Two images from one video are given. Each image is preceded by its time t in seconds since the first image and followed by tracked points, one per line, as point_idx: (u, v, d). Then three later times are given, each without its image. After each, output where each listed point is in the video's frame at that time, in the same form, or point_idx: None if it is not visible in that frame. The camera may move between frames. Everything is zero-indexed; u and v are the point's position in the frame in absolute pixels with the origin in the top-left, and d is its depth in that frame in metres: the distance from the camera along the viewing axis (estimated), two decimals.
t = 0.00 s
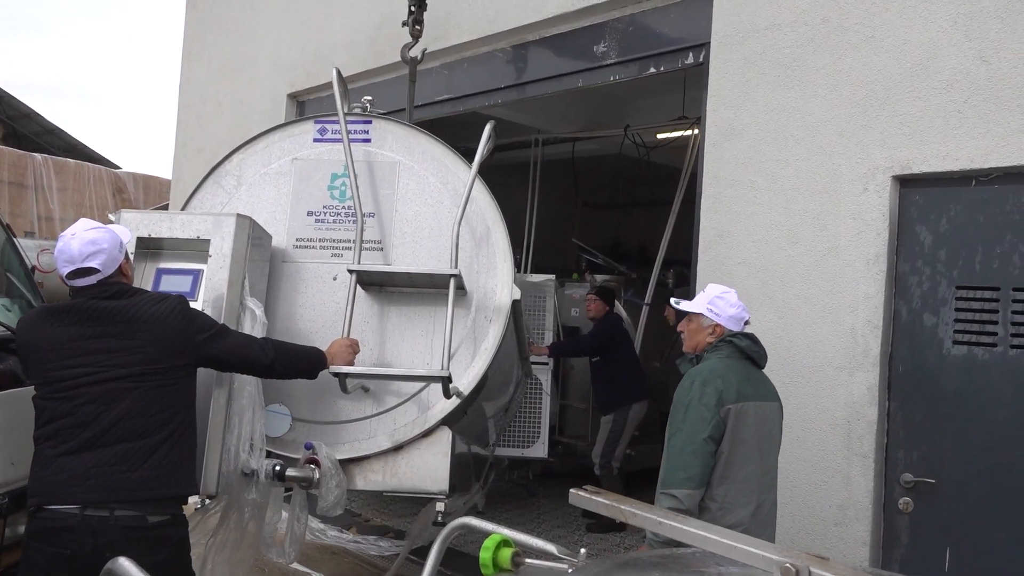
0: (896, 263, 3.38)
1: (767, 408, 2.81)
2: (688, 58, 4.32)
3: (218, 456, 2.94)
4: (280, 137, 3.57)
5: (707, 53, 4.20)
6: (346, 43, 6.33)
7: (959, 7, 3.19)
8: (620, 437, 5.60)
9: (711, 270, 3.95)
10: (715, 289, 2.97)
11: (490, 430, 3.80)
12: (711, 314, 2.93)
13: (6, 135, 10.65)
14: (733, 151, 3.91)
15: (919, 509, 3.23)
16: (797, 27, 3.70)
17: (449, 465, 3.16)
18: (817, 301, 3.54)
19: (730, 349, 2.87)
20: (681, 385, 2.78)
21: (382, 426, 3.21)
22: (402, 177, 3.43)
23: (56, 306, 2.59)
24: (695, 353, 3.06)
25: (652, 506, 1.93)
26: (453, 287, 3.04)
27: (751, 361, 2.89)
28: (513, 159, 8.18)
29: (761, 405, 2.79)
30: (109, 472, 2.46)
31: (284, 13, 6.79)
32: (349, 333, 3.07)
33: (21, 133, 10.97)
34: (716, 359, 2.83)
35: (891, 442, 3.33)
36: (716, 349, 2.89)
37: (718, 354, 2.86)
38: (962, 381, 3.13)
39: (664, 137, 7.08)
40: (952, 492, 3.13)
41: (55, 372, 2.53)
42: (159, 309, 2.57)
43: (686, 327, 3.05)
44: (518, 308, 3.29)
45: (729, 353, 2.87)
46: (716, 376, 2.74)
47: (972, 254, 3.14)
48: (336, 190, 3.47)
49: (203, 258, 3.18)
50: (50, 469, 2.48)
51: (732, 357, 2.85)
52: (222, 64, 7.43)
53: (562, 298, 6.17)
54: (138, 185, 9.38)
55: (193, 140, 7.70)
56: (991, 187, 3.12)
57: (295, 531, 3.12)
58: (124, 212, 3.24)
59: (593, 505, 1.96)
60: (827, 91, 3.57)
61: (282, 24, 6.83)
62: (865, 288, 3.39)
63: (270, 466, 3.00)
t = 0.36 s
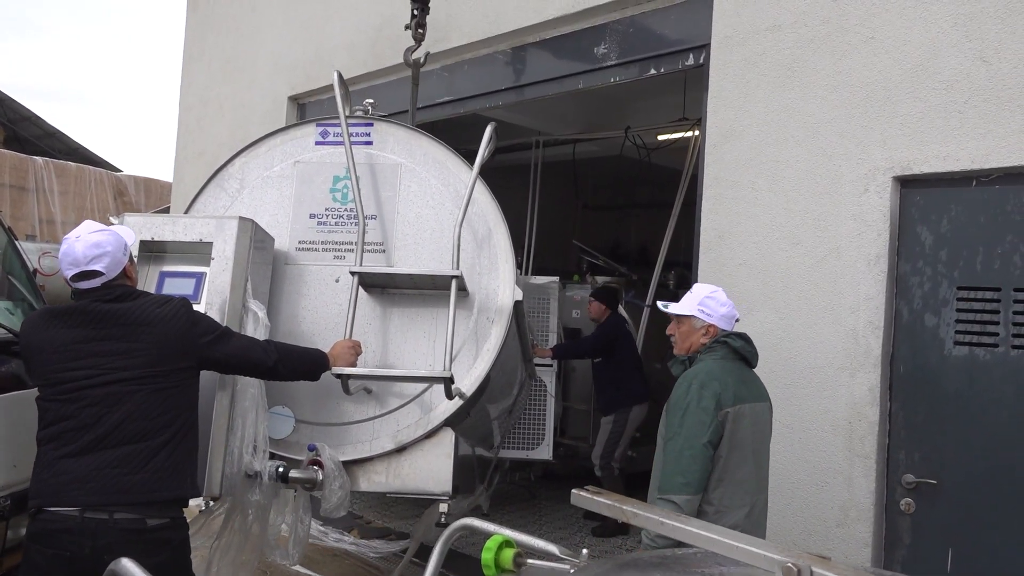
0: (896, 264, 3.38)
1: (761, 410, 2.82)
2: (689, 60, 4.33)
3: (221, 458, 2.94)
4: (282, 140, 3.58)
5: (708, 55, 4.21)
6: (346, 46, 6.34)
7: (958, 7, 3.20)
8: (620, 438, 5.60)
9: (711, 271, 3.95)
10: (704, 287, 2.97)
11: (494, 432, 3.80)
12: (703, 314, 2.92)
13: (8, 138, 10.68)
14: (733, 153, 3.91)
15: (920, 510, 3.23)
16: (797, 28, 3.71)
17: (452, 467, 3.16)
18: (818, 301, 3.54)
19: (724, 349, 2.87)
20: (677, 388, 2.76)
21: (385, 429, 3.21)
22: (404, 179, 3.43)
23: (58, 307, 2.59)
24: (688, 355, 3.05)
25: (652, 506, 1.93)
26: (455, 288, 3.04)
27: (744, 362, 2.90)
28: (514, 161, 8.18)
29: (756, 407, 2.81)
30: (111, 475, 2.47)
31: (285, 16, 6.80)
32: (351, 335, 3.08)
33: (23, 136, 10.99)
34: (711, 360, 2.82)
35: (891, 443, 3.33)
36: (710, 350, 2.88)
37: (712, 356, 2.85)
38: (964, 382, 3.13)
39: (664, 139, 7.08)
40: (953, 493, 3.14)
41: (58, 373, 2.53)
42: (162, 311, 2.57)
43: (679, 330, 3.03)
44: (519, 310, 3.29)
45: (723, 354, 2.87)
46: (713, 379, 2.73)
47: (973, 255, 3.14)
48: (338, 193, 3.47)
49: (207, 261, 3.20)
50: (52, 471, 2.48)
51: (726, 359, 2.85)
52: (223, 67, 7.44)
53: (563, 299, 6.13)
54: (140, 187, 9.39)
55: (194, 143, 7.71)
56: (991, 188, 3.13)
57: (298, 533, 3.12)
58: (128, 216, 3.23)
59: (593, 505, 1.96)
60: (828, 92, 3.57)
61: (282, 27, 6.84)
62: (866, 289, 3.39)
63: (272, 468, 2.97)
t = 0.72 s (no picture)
0: (897, 267, 3.38)
1: (758, 415, 2.84)
2: (690, 63, 4.34)
3: (226, 459, 2.95)
4: (286, 144, 3.59)
5: (709, 58, 4.22)
6: (348, 49, 6.36)
7: (959, 10, 3.21)
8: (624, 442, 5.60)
9: (712, 274, 3.95)
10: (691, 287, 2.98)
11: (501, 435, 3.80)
12: (690, 317, 2.93)
13: (9, 142, 10.69)
14: (734, 156, 3.92)
15: (921, 513, 3.23)
16: (797, 31, 3.72)
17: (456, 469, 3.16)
18: (819, 304, 3.54)
19: (712, 353, 2.85)
20: (665, 394, 2.77)
21: (390, 430, 3.22)
22: (408, 181, 3.44)
23: (62, 311, 2.60)
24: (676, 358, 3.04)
25: (653, 509, 1.94)
26: (458, 288, 3.05)
27: (734, 364, 2.88)
28: (515, 164, 8.19)
29: (750, 411, 2.83)
30: (117, 480, 2.48)
31: (287, 20, 6.82)
32: (355, 337, 3.10)
33: (25, 140, 11.00)
34: (699, 365, 2.81)
35: (893, 446, 3.32)
36: (698, 354, 2.86)
37: (700, 360, 2.84)
38: (965, 385, 3.14)
39: (665, 142, 7.09)
40: (954, 496, 3.14)
41: (63, 378, 2.54)
42: (167, 316, 2.58)
43: (666, 334, 3.03)
44: (524, 311, 3.29)
45: (711, 357, 2.85)
46: (702, 385, 2.73)
47: (974, 258, 3.15)
48: (342, 196, 3.48)
49: (211, 263, 3.19)
50: (57, 476, 2.49)
51: (714, 362, 2.83)
52: (225, 70, 7.45)
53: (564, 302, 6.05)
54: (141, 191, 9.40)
55: (196, 146, 7.72)
56: (992, 190, 3.13)
57: (304, 536, 3.14)
58: (133, 219, 3.25)
59: (594, 508, 1.97)
60: (828, 95, 3.58)
61: (284, 30, 6.85)
62: (866, 291, 3.40)
63: (278, 469, 2.99)
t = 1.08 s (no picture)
0: (899, 271, 3.38)
1: (755, 420, 2.86)
2: (691, 67, 4.34)
3: (229, 460, 2.95)
4: (290, 147, 3.60)
5: (711, 62, 4.22)
6: (351, 53, 6.36)
7: (961, 15, 3.21)
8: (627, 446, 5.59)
9: (713, 278, 3.95)
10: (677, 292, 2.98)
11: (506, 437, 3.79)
12: (679, 321, 2.94)
13: (13, 145, 10.70)
14: (735, 160, 3.92)
15: (923, 518, 3.22)
16: (799, 35, 3.72)
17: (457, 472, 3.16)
18: (820, 308, 3.54)
19: (705, 358, 2.86)
20: (658, 401, 2.78)
21: (393, 430, 3.22)
22: (410, 182, 3.45)
23: (61, 314, 2.61)
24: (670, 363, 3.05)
25: (653, 514, 1.94)
26: (459, 288, 3.05)
27: (727, 368, 2.89)
28: (517, 167, 8.20)
29: (748, 416, 2.84)
30: (118, 482, 2.48)
31: (290, 23, 6.83)
32: (357, 336, 3.09)
33: (28, 142, 11.02)
34: (692, 370, 2.82)
35: (895, 450, 3.32)
36: (692, 359, 2.87)
37: (693, 365, 2.85)
38: (966, 389, 3.14)
39: (667, 146, 7.10)
40: (956, 500, 3.13)
41: (63, 382, 2.55)
42: (165, 318, 2.59)
43: (658, 339, 3.04)
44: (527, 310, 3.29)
45: (703, 361, 2.86)
46: (694, 392, 2.73)
47: (975, 262, 3.15)
48: (345, 198, 3.49)
49: (215, 265, 3.20)
50: (60, 479, 2.49)
51: (707, 366, 2.85)
52: (228, 74, 7.47)
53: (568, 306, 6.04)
54: (144, 194, 9.41)
55: (198, 149, 7.73)
56: (993, 195, 3.13)
57: (310, 536, 3.21)
58: (136, 222, 3.25)
59: (594, 512, 1.98)
60: (830, 99, 3.58)
61: (287, 34, 6.87)
62: (868, 295, 3.40)
63: (281, 469, 3.01)
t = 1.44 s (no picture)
0: (901, 273, 3.37)
1: (754, 421, 2.86)
2: (693, 69, 4.35)
3: (224, 460, 3.00)
4: (288, 150, 3.62)
5: (712, 64, 4.24)
6: (352, 56, 6.38)
7: (962, 18, 3.22)
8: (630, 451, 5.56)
9: (714, 280, 3.95)
10: (679, 293, 3.01)
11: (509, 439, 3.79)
12: (662, 321, 3.01)
13: (16, 148, 10.74)
14: (737, 162, 3.92)
15: (925, 520, 3.22)
16: (800, 38, 3.72)
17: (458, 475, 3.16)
18: (822, 310, 3.54)
19: (701, 361, 2.88)
20: (653, 405, 2.80)
21: (390, 430, 3.21)
22: (407, 184, 3.45)
23: (57, 318, 2.64)
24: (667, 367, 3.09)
25: (653, 515, 1.95)
26: (452, 287, 3.05)
27: (722, 369, 2.90)
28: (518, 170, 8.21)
29: (748, 418, 2.85)
30: (116, 482, 2.51)
31: (293, 25, 6.84)
32: (349, 336, 3.11)
33: (32, 145, 11.06)
34: (687, 374, 2.84)
35: (896, 452, 3.31)
36: (687, 362, 2.90)
37: (688, 368, 2.87)
38: (968, 392, 3.14)
39: (669, 149, 7.11)
40: (958, 503, 3.13)
41: (59, 385, 2.58)
42: (157, 318, 2.61)
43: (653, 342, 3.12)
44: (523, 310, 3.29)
45: (699, 364, 2.88)
46: (689, 395, 2.75)
47: (976, 265, 3.16)
48: (343, 200, 3.48)
49: (211, 267, 3.21)
50: (57, 480, 2.53)
51: (702, 369, 2.86)
52: (230, 76, 7.48)
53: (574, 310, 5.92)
54: (146, 197, 9.42)
55: (200, 152, 7.74)
56: (995, 198, 3.14)
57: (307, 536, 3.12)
58: (135, 226, 3.27)
59: (594, 513, 1.98)
60: (831, 102, 3.59)
61: (289, 37, 6.88)
62: (870, 298, 3.39)
63: (276, 469, 3.03)
